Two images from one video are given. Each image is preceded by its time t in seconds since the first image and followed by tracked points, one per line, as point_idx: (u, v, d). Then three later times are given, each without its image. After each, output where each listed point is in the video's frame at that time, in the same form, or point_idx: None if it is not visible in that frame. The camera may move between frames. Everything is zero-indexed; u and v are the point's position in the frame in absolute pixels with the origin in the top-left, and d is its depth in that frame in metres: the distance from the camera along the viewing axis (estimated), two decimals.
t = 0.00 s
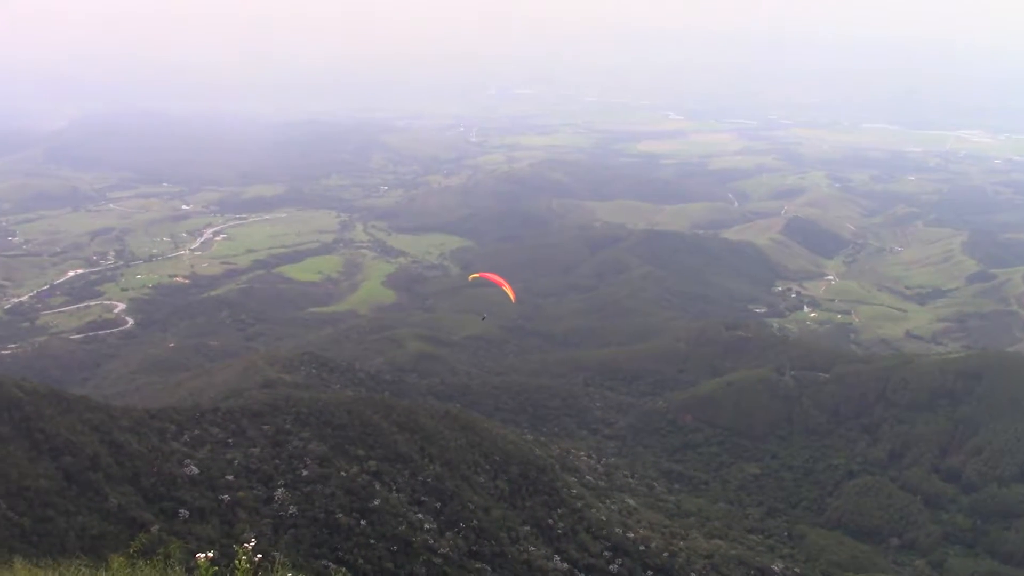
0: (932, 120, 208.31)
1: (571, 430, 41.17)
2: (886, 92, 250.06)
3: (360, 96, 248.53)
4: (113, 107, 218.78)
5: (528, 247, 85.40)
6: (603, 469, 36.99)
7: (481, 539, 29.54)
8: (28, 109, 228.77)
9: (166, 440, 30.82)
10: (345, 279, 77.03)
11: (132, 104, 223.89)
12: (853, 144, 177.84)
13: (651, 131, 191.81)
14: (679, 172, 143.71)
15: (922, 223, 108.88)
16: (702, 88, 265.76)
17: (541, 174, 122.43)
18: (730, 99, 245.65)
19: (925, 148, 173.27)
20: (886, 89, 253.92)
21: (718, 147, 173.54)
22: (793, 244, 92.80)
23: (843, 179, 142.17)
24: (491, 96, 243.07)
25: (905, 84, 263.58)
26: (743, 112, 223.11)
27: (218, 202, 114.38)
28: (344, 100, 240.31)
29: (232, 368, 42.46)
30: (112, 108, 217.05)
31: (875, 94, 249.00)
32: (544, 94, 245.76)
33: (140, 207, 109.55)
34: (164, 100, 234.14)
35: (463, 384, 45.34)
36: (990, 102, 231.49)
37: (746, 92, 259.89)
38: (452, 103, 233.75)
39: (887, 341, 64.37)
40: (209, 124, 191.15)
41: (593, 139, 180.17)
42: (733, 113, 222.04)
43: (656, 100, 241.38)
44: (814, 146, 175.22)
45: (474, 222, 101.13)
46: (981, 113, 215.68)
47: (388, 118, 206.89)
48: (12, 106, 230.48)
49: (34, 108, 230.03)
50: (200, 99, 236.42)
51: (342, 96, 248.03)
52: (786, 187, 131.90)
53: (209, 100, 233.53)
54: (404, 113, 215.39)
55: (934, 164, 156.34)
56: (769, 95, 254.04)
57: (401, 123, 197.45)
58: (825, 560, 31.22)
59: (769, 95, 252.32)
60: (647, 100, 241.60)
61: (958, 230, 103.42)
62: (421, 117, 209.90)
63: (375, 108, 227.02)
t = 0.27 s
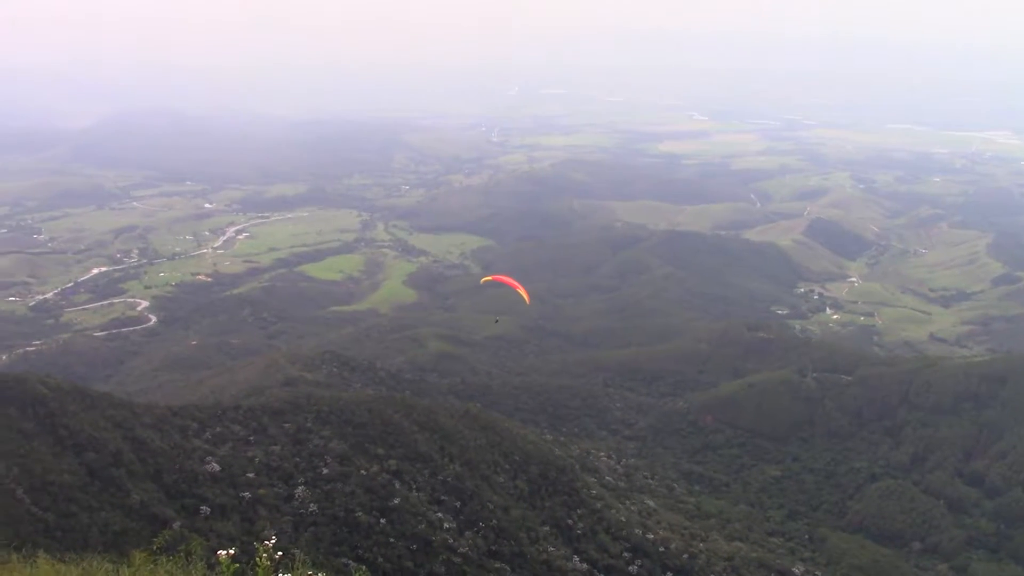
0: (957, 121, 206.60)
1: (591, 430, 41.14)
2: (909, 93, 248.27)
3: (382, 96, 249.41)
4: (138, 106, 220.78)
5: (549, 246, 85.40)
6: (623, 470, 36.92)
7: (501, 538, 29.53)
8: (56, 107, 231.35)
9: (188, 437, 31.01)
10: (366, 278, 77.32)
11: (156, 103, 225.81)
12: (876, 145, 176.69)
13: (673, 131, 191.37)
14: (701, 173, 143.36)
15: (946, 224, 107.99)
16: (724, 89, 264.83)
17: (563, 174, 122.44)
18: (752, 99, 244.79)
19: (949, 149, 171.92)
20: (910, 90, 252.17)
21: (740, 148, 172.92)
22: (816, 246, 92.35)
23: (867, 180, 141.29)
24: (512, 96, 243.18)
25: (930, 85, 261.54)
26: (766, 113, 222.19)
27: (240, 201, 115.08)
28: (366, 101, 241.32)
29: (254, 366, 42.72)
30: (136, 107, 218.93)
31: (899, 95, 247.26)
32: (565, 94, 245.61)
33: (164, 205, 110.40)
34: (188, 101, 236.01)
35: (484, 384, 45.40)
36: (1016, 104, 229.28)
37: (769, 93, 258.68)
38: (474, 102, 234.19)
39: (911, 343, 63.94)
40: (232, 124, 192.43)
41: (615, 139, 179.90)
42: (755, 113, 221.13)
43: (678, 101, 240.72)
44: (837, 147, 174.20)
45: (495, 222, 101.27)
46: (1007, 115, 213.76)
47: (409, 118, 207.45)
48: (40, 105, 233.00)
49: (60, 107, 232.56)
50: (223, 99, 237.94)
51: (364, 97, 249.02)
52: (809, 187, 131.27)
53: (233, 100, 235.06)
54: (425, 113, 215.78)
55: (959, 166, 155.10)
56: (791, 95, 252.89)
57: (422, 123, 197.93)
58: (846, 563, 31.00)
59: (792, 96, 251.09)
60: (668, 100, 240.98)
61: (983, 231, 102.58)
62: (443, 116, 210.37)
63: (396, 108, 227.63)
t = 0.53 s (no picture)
0: (973, 121, 205.35)
1: (604, 430, 41.08)
2: (925, 92, 246.93)
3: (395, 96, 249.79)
4: (153, 106, 221.80)
5: (562, 246, 85.42)
6: (636, 470, 36.87)
7: (514, 537, 29.53)
8: (74, 107, 233.12)
9: (203, 435, 31.12)
10: (380, 277, 77.47)
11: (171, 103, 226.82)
12: (892, 145, 175.82)
13: (687, 130, 190.97)
14: (716, 172, 143.03)
15: (963, 224, 107.40)
16: (738, 88, 264.00)
17: (576, 173, 122.38)
18: (768, 98, 244.00)
19: (966, 148, 170.91)
20: (927, 89, 250.79)
21: (755, 147, 172.38)
22: (831, 245, 92.07)
23: (882, 179, 140.65)
24: (526, 96, 243.01)
25: (948, 84, 259.96)
26: (780, 112, 221.33)
27: (255, 200, 115.47)
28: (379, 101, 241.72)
29: (268, 365, 42.87)
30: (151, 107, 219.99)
31: (916, 94, 245.89)
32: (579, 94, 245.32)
33: (179, 204, 110.87)
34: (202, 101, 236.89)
35: (497, 383, 45.42)
36: None
37: (784, 92, 257.78)
38: (488, 102, 234.32)
39: (926, 343, 63.67)
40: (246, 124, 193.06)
41: (628, 138, 179.62)
42: (770, 112, 220.33)
43: (692, 100, 240.05)
44: (852, 146, 173.41)
45: (508, 221, 101.33)
46: None
47: (423, 117, 207.63)
48: (58, 104, 234.70)
49: (78, 107, 234.28)
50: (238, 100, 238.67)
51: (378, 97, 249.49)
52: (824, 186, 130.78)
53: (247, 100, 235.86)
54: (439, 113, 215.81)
55: (976, 165, 154.17)
56: (806, 94, 252.03)
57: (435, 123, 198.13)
58: (861, 564, 30.83)
59: (807, 95, 250.07)
60: (682, 99, 240.30)
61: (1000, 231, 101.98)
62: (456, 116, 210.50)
63: (410, 107, 227.85)
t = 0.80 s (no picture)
0: (992, 123, 203.86)
1: (617, 429, 41.06)
2: (944, 93, 245.40)
3: (411, 95, 250.07)
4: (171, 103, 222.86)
5: (576, 245, 85.41)
6: (648, 470, 36.82)
7: (526, 536, 29.53)
8: (92, 103, 234.46)
9: (216, 430, 31.21)
10: (394, 274, 77.64)
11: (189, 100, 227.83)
12: (910, 146, 174.81)
13: (702, 130, 190.45)
14: (732, 172, 142.64)
15: (981, 226, 106.70)
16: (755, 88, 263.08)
17: (591, 172, 122.23)
18: (784, 99, 242.98)
19: (984, 151, 169.80)
20: (945, 90, 249.35)
21: (771, 147, 171.78)
22: (847, 246, 91.77)
23: (900, 181, 139.87)
24: (542, 94, 242.79)
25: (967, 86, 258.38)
26: (797, 112, 220.40)
27: (270, 197, 115.87)
28: (395, 99, 241.99)
29: (283, 361, 43.03)
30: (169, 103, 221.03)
31: (934, 96, 244.29)
32: (594, 93, 245.02)
33: (195, 200, 111.36)
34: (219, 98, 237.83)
35: (511, 382, 45.44)
36: None
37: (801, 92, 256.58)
38: (504, 101, 234.19)
39: (941, 346, 63.33)
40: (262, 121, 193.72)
41: (643, 138, 179.30)
42: (786, 113, 219.46)
43: (708, 100, 239.28)
44: (869, 148, 172.55)
45: (523, 220, 101.37)
46: None
47: (438, 115, 207.73)
48: (77, 100, 236.24)
49: (97, 102, 235.87)
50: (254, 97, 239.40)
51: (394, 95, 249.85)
52: (841, 187, 130.19)
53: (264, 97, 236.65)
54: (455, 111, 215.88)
55: (994, 168, 153.09)
56: (822, 95, 250.81)
57: (450, 121, 198.14)
58: (874, 566, 30.68)
59: (824, 96, 248.91)
60: (698, 99, 239.53)
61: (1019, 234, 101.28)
62: (472, 114, 210.55)
63: (425, 105, 227.99)
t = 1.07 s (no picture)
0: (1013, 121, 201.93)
1: (631, 427, 41.06)
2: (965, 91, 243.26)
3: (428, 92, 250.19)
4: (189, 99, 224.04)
5: (591, 242, 85.39)
6: (662, 467, 36.81)
7: (539, 532, 29.54)
8: (112, 100, 236.03)
9: (232, 425, 31.37)
10: (409, 271, 77.82)
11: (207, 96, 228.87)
12: (929, 144, 173.48)
13: (719, 128, 189.66)
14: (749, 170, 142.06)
15: (1000, 225, 105.87)
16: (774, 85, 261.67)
17: (607, 169, 122.04)
18: (803, 96, 241.56)
19: (1004, 149, 168.28)
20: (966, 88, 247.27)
21: (787, 145, 171.05)
22: (864, 245, 91.30)
23: (918, 179, 138.89)
24: (558, 91, 242.39)
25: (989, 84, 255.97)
26: (815, 110, 219.11)
27: (287, 193, 116.30)
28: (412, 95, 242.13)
29: (299, 357, 43.23)
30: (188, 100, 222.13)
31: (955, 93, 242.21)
32: (611, 89, 244.48)
33: (212, 196, 111.93)
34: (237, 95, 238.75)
35: (526, 380, 45.51)
36: None
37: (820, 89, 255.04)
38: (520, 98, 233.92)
39: (959, 346, 62.93)
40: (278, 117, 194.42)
41: (659, 135, 178.86)
42: (804, 110, 218.28)
43: (726, 97, 238.23)
44: (887, 145, 171.43)
45: (538, 217, 101.40)
46: None
47: (454, 112, 207.76)
48: (97, 96, 237.85)
49: (116, 99, 237.47)
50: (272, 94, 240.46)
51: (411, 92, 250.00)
52: (859, 185, 129.45)
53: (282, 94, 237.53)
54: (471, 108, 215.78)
55: (1015, 166, 151.78)
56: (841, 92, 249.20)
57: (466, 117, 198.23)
58: (888, 566, 30.59)
59: (843, 93, 247.26)
60: (716, 96, 238.46)
61: None
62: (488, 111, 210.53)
63: (442, 102, 227.98)
